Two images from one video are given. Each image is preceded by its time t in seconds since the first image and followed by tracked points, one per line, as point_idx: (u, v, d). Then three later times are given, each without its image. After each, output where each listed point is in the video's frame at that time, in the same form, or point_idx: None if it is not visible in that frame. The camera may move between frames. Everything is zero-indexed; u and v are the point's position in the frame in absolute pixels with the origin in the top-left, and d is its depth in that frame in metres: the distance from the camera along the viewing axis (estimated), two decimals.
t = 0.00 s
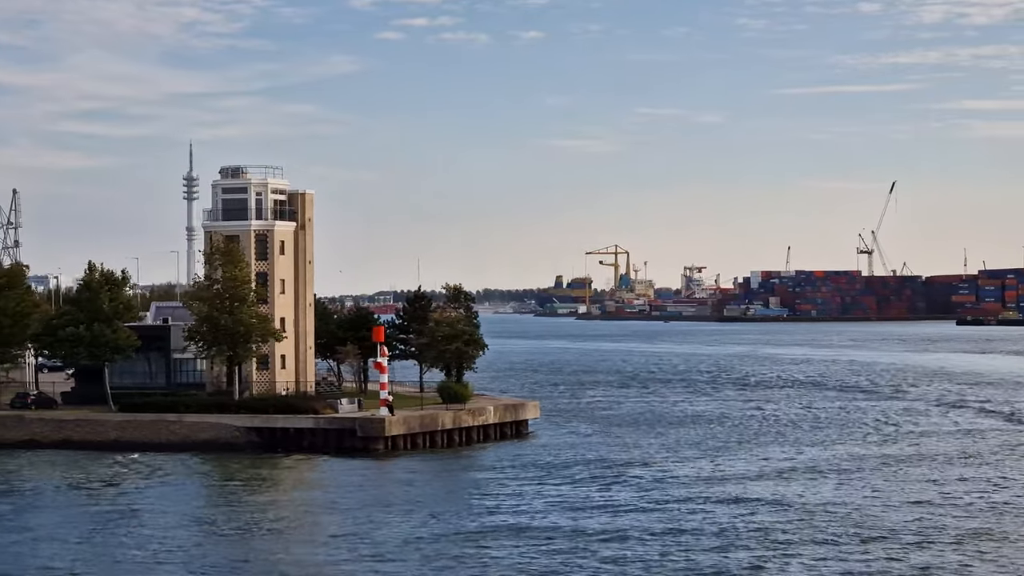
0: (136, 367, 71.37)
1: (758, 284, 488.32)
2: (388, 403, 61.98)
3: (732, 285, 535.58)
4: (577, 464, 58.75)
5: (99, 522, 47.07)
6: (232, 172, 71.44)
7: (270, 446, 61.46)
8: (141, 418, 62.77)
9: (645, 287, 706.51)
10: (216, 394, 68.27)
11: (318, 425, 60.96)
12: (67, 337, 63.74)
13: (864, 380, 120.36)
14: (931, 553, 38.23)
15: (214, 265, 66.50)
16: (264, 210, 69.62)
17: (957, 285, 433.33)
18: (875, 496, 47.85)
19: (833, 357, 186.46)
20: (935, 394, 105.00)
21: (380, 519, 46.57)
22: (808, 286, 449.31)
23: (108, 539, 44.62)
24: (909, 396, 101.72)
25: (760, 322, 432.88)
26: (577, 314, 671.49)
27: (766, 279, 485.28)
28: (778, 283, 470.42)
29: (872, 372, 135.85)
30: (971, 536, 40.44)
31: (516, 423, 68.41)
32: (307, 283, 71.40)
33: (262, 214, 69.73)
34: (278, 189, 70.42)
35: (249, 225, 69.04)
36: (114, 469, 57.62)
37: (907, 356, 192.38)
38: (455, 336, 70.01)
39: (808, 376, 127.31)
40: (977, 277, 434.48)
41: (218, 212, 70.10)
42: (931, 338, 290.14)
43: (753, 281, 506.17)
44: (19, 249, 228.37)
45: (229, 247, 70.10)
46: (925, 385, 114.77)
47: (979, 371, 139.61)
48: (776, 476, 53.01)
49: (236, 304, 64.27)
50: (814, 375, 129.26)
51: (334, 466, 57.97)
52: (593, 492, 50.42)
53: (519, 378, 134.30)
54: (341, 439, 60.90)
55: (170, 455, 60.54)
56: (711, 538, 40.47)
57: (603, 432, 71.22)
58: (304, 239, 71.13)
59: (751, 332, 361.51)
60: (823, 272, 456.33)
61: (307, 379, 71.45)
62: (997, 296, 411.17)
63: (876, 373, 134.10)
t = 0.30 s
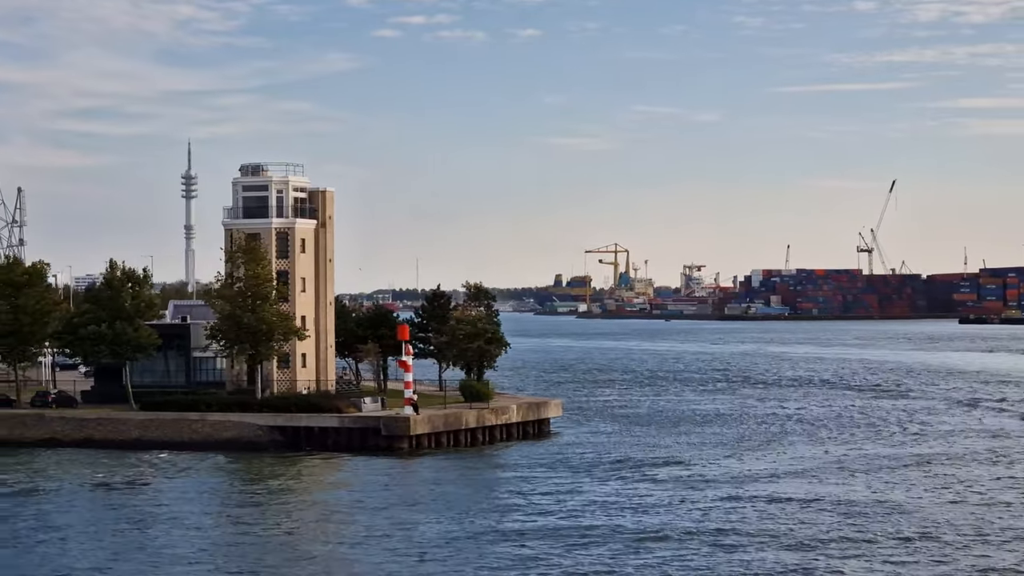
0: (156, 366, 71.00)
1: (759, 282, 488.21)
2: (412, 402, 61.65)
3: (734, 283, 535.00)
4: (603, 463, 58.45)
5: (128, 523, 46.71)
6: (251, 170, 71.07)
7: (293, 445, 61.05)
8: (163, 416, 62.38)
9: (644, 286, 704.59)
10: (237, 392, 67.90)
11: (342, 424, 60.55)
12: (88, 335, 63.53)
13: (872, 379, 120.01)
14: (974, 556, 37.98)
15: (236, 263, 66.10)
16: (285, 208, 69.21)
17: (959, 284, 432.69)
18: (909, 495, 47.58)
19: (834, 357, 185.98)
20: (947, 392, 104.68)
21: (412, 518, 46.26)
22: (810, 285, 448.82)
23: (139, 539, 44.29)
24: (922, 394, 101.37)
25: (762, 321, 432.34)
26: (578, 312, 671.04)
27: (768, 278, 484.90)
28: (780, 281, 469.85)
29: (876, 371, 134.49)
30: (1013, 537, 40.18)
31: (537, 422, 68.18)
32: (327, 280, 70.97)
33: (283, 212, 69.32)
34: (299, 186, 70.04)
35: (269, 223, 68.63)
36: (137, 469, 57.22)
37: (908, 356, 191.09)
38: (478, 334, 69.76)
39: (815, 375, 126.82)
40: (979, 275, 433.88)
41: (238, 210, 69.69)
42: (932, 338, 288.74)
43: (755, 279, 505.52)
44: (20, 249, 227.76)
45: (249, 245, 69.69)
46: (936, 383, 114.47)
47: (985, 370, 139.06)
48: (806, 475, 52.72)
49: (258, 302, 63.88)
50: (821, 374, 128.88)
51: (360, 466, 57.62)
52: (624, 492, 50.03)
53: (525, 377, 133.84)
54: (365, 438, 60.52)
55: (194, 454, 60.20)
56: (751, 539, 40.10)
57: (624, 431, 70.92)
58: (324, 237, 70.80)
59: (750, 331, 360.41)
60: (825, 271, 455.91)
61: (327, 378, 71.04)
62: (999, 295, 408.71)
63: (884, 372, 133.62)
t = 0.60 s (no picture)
0: (180, 364, 70.71)
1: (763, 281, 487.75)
2: (440, 401, 61.43)
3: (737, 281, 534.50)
4: (633, 462, 58.23)
5: (161, 525, 46.39)
6: (274, 167, 70.70)
7: (320, 444, 60.82)
8: (189, 415, 62.17)
9: (646, 284, 704.67)
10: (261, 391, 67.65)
11: (370, 423, 60.31)
12: (114, 334, 63.40)
13: (883, 376, 119.84)
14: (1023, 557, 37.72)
15: (262, 261, 65.81)
16: (309, 206, 68.83)
17: (963, 282, 432.28)
18: (947, 495, 47.33)
19: (840, 354, 185.81)
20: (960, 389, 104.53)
21: (450, 519, 46.02)
22: (814, 283, 448.44)
23: (178, 541, 44.04)
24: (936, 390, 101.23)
25: (765, 319, 431.68)
26: (581, 310, 670.63)
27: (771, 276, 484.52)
28: (784, 280, 469.36)
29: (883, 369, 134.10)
30: None
31: (563, 421, 68.01)
32: (351, 278, 70.64)
33: (307, 210, 68.96)
34: (323, 184, 69.67)
35: (294, 221, 68.27)
36: (165, 469, 56.95)
37: (914, 355, 190.81)
38: (503, 333, 69.51)
39: (826, 372, 126.65)
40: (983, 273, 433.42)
41: (262, 207, 69.32)
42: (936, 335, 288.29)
43: (758, 278, 505.13)
44: (22, 246, 227.27)
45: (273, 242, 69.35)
46: (947, 379, 114.34)
47: (993, 368, 139.04)
48: (839, 474, 52.51)
49: (284, 301, 63.59)
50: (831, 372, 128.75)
51: (390, 466, 57.39)
52: (658, 491, 49.72)
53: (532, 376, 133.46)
54: (393, 436, 60.31)
55: (221, 453, 59.96)
56: (794, 539, 39.81)
57: (647, 430, 70.71)
58: (348, 235, 70.48)
59: (754, 330, 359.92)
60: (829, 270, 455.59)
61: (351, 377, 70.76)
62: (1001, 295, 407.19)
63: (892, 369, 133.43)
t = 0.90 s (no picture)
0: (200, 362, 70.39)
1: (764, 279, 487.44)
2: (465, 400, 61.13)
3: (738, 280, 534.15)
4: (660, 461, 57.91)
5: (189, 526, 46.01)
6: (294, 165, 70.37)
7: (344, 443, 60.49)
8: (211, 414, 61.85)
9: (646, 283, 703.85)
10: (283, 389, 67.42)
11: (393, 422, 59.97)
12: (135, 332, 63.31)
13: (893, 375, 119.46)
14: None
15: (283, 259, 65.47)
16: (329, 204, 68.53)
17: (964, 280, 431.88)
18: (982, 493, 47.04)
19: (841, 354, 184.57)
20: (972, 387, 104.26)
21: (483, 517, 45.68)
22: (815, 282, 448.10)
23: (211, 541, 43.70)
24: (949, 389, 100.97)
25: (766, 317, 431.21)
26: (581, 309, 670.24)
27: (772, 275, 484.22)
28: (785, 278, 469.05)
29: (890, 368, 133.39)
30: None
31: (585, 419, 67.73)
32: (371, 276, 70.27)
33: (327, 208, 68.60)
34: (343, 182, 69.31)
35: (314, 219, 67.88)
36: (188, 468, 56.60)
37: (902, 352, 189.78)
38: (525, 331, 69.32)
39: (833, 371, 126.11)
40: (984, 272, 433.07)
41: (282, 205, 68.97)
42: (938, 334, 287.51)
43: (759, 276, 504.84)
44: (21, 244, 226.64)
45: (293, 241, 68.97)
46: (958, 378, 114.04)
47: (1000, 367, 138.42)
48: (870, 473, 52.21)
49: (307, 299, 63.24)
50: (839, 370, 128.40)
51: (415, 465, 57.06)
52: (687, 490, 49.35)
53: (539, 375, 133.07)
54: (417, 436, 60.02)
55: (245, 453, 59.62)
56: (830, 539, 39.48)
57: (669, 429, 70.38)
58: (368, 233, 70.04)
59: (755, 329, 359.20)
60: (830, 269, 455.41)
61: (371, 375, 70.38)
62: (1002, 293, 405.94)
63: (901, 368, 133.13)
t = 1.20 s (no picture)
0: (221, 362, 70.05)
1: (767, 279, 487.16)
2: (491, 400, 60.88)
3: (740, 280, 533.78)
4: (688, 461, 57.66)
5: (220, 527, 45.68)
6: (315, 164, 69.97)
7: (370, 443, 60.20)
8: (236, 414, 61.56)
9: (641, 282, 701.82)
10: (305, 389, 67.08)
11: (420, 422, 59.68)
12: (159, 332, 63.05)
13: (902, 374, 119.28)
14: None
15: (308, 259, 65.16)
16: (352, 203, 68.16)
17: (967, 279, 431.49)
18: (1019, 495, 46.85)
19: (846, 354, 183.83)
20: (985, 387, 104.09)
21: (520, 517, 45.38)
22: (817, 282, 447.97)
23: (248, 543, 43.38)
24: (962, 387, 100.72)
25: (769, 317, 430.77)
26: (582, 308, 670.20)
27: (775, 274, 484.01)
28: (787, 278, 468.73)
29: (899, 368, 133.04)
30: None
31: (609, 419, 67.45)
32: (394, 276, 69.86)
33: (349, 207, 68.15)
34: (365, 181, 68.90)
35: (336, 218, 67.47)
36: (215, 468, 56.29)
37: (904, 351, 189.47)
38: (549, 331, 69.38)
39: (843, 370, 125.70)
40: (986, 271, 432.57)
41: (304, 204, 68.56)
42: (942, 334, 287.07)
43: (761, 276, 504.55)
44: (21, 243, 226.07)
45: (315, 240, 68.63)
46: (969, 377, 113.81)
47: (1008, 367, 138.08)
48: (902, 474, 52.00)
49: (332, 298, 62.97)
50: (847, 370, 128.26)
51: (443, 465, 56.77)
52: (720, 490, 49.11)
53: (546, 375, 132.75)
54: (443, 435, 59.76)
55: (270, 453, 59.32)
56: (873, 541, 39.24)
57: (691, 428, 70.09)
58: (390, 233, 69.53)
59: (758, 329, 358.41)
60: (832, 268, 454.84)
61: (393, 375, 70.08)
62: (1005, 292, 405.20)
63: (909, 367, 132.87)
